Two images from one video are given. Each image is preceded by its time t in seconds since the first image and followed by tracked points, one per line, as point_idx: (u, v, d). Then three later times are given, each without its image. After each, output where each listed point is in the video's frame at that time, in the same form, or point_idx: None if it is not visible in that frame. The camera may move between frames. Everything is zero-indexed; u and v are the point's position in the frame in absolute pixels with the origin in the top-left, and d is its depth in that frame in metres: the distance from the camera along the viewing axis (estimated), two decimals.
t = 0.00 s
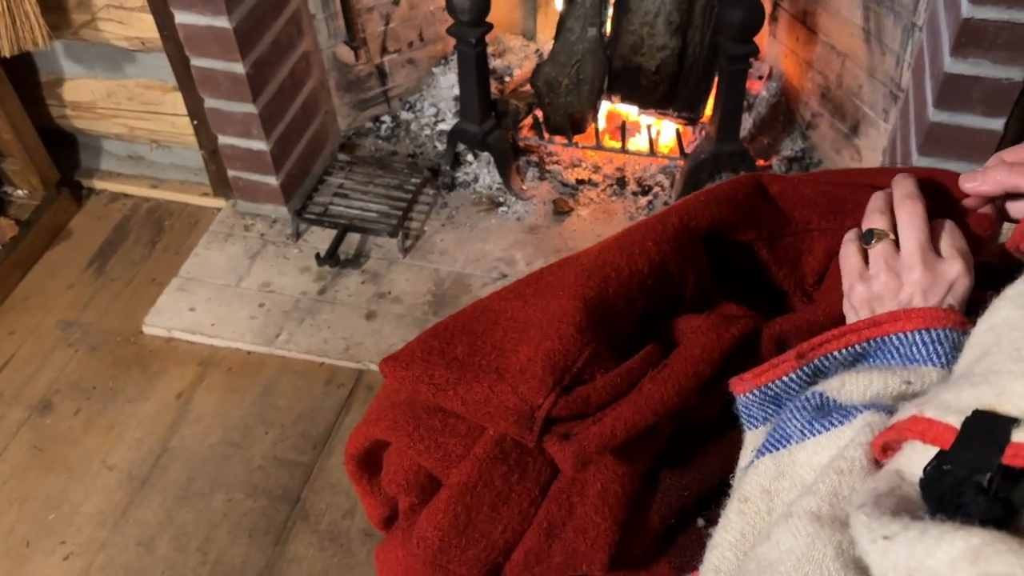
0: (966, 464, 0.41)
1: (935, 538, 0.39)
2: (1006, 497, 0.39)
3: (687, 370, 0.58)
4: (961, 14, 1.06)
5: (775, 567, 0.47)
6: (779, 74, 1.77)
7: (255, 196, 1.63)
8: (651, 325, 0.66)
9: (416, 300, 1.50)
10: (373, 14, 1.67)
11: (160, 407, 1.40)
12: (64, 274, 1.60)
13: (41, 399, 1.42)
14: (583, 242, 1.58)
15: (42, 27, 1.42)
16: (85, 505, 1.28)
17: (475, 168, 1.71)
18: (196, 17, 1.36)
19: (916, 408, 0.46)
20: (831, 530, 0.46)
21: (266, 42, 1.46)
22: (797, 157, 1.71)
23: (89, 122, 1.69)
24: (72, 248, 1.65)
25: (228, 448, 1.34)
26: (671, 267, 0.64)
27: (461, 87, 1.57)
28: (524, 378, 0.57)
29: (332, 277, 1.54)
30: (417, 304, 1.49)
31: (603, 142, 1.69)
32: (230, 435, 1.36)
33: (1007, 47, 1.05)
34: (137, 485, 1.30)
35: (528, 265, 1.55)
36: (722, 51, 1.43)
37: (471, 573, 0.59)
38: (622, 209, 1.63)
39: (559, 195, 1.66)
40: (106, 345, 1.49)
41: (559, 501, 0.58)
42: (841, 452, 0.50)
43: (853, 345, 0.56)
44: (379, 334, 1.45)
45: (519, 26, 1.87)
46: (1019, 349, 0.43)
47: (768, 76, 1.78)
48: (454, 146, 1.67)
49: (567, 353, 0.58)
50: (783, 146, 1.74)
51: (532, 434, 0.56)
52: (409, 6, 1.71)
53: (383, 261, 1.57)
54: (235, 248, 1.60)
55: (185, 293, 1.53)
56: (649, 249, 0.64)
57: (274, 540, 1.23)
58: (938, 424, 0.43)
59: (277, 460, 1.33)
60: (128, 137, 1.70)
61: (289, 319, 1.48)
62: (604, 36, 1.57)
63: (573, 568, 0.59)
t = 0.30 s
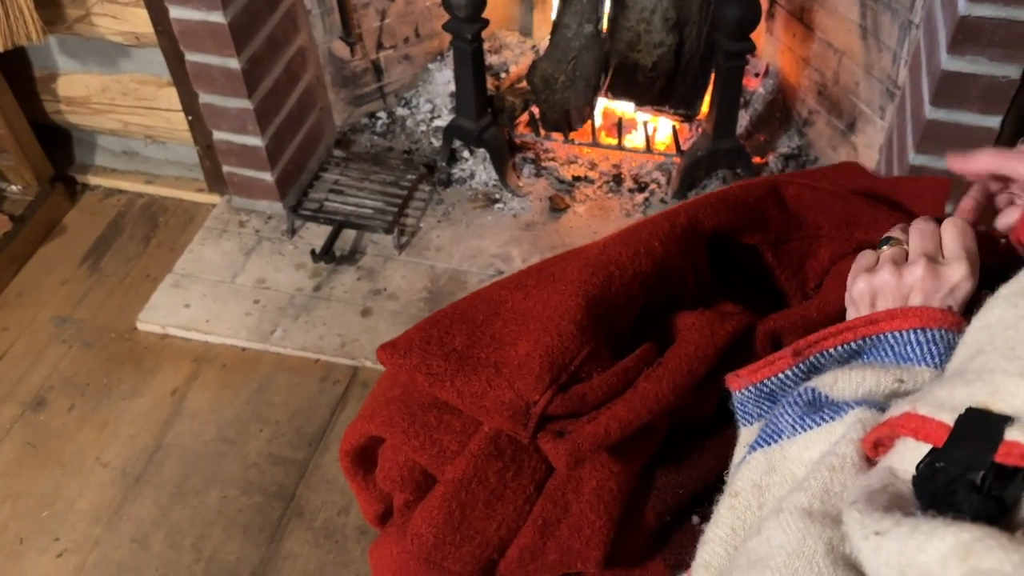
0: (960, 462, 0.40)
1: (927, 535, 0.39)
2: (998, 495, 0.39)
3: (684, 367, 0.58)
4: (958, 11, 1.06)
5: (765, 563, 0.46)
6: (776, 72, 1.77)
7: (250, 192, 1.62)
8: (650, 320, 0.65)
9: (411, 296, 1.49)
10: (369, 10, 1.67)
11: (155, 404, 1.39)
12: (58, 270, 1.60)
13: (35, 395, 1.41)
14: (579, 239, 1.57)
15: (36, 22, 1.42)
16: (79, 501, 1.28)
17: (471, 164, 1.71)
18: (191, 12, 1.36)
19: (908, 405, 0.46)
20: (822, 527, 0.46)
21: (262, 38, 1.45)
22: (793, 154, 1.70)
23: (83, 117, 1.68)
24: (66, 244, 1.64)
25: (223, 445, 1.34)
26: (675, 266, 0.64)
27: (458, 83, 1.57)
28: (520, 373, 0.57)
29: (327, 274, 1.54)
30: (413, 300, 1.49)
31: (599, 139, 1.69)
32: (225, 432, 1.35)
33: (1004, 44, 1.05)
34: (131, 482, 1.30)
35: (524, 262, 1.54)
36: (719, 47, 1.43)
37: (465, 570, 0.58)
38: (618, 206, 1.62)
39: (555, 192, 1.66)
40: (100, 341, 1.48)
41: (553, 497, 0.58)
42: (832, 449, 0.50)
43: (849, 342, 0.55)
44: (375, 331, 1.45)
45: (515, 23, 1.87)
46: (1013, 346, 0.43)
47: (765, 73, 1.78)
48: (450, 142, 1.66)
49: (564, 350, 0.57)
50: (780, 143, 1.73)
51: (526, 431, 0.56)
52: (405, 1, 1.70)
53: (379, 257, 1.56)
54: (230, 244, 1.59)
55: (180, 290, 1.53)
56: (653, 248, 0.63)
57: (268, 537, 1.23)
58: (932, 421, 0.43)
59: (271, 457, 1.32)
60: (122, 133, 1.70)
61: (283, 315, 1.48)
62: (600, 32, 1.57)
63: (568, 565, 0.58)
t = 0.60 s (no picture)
0: (957, 469, 0.41)
1: (926, 538, 0.39)
2: (996, 501, 0.40)
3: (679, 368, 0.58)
4: (956, 12, 1.06)
5: (761, 566, 0.46)
6: (774, 72, 1.77)
7: (247, 191, 1.62)
8: (647, 321, 0.65)
9: (408, 296, 1.49)
10: (366, 8, 1.66)
11: (151, 402, 1.39)
12: (54, 268, 1.59)
13: (31, 394, 1.41)
14: (576, 238, 1.57)
15: (33, 19, 1.41)
16: (75, 500, 1.28)
17: (468, 163, 1.71)
18: (188, 10, 1.35)
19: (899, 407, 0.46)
20: (817, 531, 0.46)
21: (259, 36, 1.45)
22: (791, 154, 1.70)
23: (80, 115, 1.68)
24: (62, 242, 1.64)
25: (219, 444, 1.34)
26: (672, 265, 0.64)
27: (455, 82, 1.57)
28: (517, 374, 0.57)
29: (324, 273, 1.54)
30: (410, 300, 1.49)
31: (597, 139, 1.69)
32: (221, 431, 1.35)
33: (1002, 45, 1.05)
34: (127, 481, 1.30)
35: (521, 261, 1.54)
36: (717, 47, 1.42)
37: (461, 571, 0.58)
38: (616, 205, 1.62)
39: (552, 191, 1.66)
40: (96, 340, 1.48)
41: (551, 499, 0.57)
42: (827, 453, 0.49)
43: (845, 346, 0.55)
44: (372, 331, 1.44)
45: (513, 22, 1.86)
46: (1007, 349, 0.43)
47: (763, 73, 1.78)
48: (448, 141, 1.66)
49: (562, 352, 0.57)
50: (778, 143, 1.73)
51: (523, 432, 0.56)
52: None
53: (376, 256, 1.56)
54: (227, 242, 1.59)
55: (177, 288, 1.52)
56: (653, 250, 0.62)
57: (265, 536, 1.23)
58: (928, 425, 0.43)
59: (268, 456, 1.32)
60: (119, 131, 1.69)
61: (280, 314, 1.47)
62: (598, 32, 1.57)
63: (564, 567, 0.58)
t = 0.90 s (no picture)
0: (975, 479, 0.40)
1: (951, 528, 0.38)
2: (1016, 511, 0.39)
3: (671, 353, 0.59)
4: (954, 15, 1.06)
5: None
6: (772, 74, 1.77)
7: (246, 192, 1.62)
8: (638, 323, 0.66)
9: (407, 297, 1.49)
10: (365, 9, 1.66)
11: (149, 403, 1.39)
12: (52, 269, 1.59)
13: (29, 394, 1.41)
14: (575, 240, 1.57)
15: (32, 20, 1.41)
16: (73, 500, 1.28)
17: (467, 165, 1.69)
18: (187, 11, 1.35)
19: (904, 395, 0.44)
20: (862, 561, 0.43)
21: (258, 36, 1.45)
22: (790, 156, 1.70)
23: (78, 116, 1.68)
24: (60, 243, 1.64)
25: (217, 445, 1.34)
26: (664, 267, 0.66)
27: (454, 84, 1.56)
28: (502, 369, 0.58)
29: (322, 274, 1.54)
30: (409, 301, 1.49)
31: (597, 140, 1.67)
32: (219, 431, 1.35)
33: (1000, 48, 1.05)
34: (125, 481, 1.30)
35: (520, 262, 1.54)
36: (716, 49, 1.42)
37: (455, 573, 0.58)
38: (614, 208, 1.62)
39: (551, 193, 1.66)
40: (94, 340, 1.48)
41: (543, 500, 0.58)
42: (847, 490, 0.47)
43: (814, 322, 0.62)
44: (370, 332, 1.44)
45: (512, 23, 1.86)
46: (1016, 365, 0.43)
47: (761, 75, 1.79)
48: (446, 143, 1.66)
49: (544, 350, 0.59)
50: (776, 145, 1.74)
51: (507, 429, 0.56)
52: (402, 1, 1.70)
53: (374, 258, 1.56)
54: (225, 243, 1.59)
55: (175, 289, 1.52)
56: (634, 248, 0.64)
57: (262, 537, 1.23)
58: (940, 429, 0.42)
59: (266, 456, 1.32)
60: (117, 131, 1.69)
61: (279, 315, 1.47)
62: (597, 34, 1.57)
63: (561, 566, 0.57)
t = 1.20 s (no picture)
0: (929, 491, 0.43)
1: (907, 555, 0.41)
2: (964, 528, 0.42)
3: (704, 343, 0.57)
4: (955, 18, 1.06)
5: None
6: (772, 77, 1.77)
7: (246, 194, 1.62)
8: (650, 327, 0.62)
9: (407, 299, 1.49)
10: (367, 12, 1.66)
11: (148, 405, 1.39)
12: (53, 270, 1.59)
13: (29, 396, 1.41)
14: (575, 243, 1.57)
15: (33, 21, 1.41)
16: (71, 503, 1.27)
17: (467, 168, 1.70)
18: (189, 13, 1.35)
19: (866, 408, 0.48)
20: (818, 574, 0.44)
21: (259, 39, 1.45)
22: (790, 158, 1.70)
23: (79, 118, 1.68)
24: (61, 244, 1.64)
25: (216, 447, 1.33)
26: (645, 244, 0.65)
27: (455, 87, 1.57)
28: (517, 364, 0.55)
29: (322, 276, 1.54)
30: (409, 303, 1.49)
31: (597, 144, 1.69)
32: (219, 434, 1.35)
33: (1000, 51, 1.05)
34: (124, 483, 1.30)
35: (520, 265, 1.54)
36: (716, 53, 1.43)
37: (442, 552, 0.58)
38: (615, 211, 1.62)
39: (552, 196, 1.65)
40: (94, 342, 1.48)
41: (553, 496, 0.56)
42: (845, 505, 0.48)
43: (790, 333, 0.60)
44: (370, 335, 1.44)
45: (513, 27, 1.87)
46: (978, 374, 0.46)
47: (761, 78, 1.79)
48: (447, 145, 1.66)
49: (563, 347, 0.56)
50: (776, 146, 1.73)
51: (520, 421, 0.54)
52: (403, 4, 1.70)
53: (374, 260, 1.56)
54: (226, 245, 1.59)
55: (175, 291, 1.52)
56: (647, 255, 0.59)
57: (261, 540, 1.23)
58: (900, 443, 0.45)
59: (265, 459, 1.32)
60: (118, 133, 1.69)
61: (279, 317, 1.47)
62: (598, 37, 1.57)
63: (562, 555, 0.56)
